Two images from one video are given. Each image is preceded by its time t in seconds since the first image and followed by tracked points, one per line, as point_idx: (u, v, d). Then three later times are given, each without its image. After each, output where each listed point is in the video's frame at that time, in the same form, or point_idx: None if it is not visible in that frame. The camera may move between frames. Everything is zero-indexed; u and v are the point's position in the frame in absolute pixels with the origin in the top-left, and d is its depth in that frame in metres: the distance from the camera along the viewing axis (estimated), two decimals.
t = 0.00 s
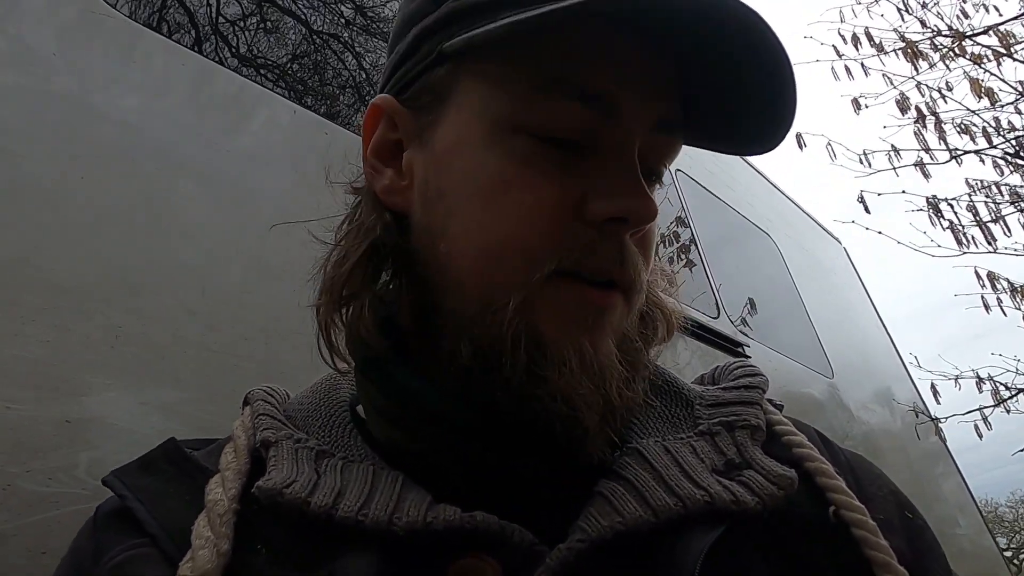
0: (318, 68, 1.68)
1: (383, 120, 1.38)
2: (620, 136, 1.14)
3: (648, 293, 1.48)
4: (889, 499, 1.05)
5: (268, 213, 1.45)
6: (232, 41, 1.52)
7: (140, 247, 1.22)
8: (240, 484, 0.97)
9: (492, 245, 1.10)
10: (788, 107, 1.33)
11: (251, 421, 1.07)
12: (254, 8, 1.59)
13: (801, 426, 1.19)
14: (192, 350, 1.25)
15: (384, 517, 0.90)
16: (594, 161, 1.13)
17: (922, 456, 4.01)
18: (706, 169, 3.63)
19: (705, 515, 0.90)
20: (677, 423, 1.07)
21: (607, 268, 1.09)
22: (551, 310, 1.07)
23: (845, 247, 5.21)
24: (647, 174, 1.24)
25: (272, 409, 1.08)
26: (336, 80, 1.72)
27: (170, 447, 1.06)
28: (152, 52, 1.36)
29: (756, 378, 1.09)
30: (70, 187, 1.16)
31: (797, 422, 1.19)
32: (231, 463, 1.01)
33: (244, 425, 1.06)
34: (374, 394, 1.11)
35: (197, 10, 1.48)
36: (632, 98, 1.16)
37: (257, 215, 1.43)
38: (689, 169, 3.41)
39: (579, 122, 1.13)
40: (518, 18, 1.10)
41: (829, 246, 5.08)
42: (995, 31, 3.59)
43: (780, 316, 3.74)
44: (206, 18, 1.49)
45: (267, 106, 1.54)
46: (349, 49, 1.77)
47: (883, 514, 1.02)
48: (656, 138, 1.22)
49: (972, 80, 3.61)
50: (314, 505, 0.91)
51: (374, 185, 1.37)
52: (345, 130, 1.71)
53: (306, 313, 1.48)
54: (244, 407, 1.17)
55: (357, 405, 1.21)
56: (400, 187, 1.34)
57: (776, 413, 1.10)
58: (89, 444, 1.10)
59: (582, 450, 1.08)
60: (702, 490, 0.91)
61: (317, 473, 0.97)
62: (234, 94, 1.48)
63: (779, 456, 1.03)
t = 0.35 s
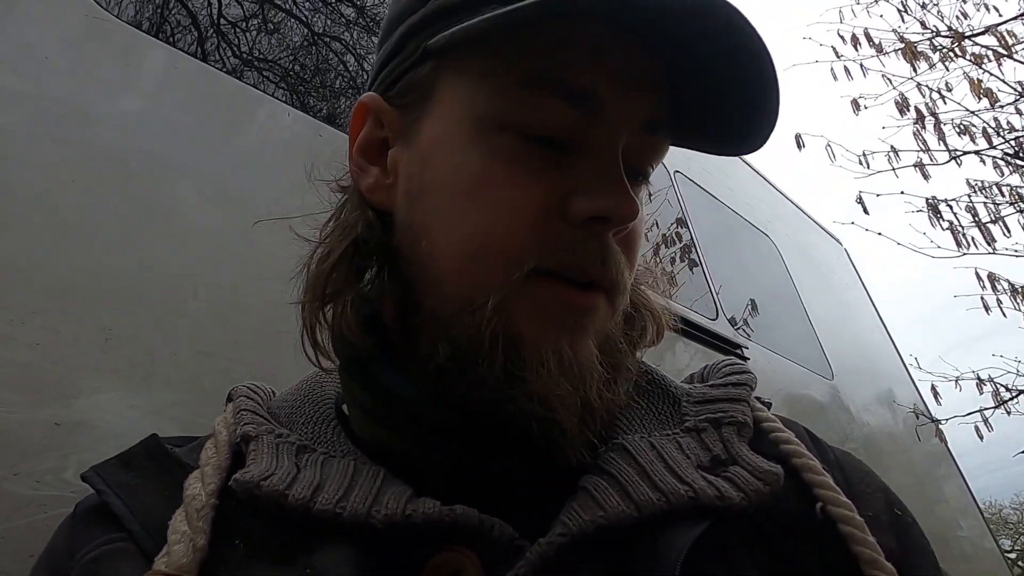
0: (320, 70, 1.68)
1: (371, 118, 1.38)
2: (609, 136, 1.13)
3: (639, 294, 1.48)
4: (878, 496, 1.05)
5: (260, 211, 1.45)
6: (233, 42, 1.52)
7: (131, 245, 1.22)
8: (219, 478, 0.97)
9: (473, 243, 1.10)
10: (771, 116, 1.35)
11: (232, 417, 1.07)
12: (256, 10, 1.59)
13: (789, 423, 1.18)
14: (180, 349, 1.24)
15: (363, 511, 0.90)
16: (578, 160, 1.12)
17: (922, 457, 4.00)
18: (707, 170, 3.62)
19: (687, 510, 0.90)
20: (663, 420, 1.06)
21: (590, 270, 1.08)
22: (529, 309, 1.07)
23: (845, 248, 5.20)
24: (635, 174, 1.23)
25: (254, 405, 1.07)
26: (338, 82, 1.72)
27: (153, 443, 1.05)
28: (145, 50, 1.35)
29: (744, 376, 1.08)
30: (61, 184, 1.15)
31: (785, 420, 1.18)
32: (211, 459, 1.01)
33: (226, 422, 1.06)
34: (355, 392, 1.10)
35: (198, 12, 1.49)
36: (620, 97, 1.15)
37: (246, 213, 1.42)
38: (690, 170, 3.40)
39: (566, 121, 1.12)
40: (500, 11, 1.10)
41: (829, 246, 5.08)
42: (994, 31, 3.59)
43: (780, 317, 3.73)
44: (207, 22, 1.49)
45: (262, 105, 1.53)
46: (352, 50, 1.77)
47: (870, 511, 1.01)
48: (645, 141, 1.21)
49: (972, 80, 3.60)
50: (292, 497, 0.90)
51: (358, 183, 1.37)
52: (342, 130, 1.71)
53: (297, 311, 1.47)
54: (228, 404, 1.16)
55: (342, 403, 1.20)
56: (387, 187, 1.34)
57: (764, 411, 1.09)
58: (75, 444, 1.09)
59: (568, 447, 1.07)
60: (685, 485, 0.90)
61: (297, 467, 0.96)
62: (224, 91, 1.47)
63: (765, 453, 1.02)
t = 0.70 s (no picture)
0: (321, 74, 1.69)
1: (373, 120, 1.38)
2: (600, 126, 1.14)
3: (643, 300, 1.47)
4: (881, 502, 1.04)
5: (260, 215, 1.45)
6: (236, 46, 1.53)
7: (130, 248, 1.22)
8: (222, 482, 0.97)
9: (465, 234, 1.10)
10: (756, 133, 1.39)
11: (234, 421, 1.07)
12: (259, 13, 1.60)
13: (792, 429, 1.18)
14: (183, 353, 1.24)
15: (365, 515, 0.89)
16: (573, 151, 1.12)
17: (925, 460, 4.00)
18: (708, 173, 3.63)
19: (690, 516, 0.89)
20: (666, 425, 1.06)
21: (581, 257, 1.07)
22: (522, 298, 1.06)
23: (848, 251, 5.20)
24: (634, 169, 1.23)
25: (257, 409, 1.07)
26: (339, 87, 1.73)
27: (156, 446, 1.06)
28: (146, 53, 1.36)
29: (747, 380, 1.08)
30: (62, 187, 1.16)
31: (788, 425, 1.18)
32: (214, 463, 1.01)
33: (229, 425, 1.06)
34: (356, 397, 1.10)
35: (200, 16, 1.49)
36: (617, 94, 1.15)
37: (246, 215, 1.42)
38: (691, 173, 3.41)
39: (556, 113, 1.12)
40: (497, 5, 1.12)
41: (831, 250, 5.08)
42: (995, 34, 3.59)
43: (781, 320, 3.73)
44: (210, 27, 1.50)
45: (262, 108, 1.54)
46: (355, 55, 1.77)
47: (873, 517, 1.01)
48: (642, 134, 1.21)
49: (973, 83, 3.60)
50: (295, 502, 0.90)
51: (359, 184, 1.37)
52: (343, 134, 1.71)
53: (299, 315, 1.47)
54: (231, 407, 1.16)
55: (344, 407, 1.20)
56: (385, 182, 1.34)
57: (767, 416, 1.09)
58: (75, 448, 1.09)
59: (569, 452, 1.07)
60: (688, 491, 0.90)
61: (299, 471, 0.96)
62: (224, 93, 1.47)
63: (768, 460, 1.02)
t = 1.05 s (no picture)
0: (324, 79, 1.71)
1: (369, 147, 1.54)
2: (541, 101, 1.24)
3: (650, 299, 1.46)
4: (886, 504, 1.05)
5: (268, 219, 1.47)
6: (239, 51, 1.54)
7: (140, 253, 1.24)
8: (240, 484, 0.97)
9: (425, 210, 1.19)
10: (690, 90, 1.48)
11: (251, 424, 1.08)
12: (261, 18, 1.62)
13: (799, 431, 1.19)
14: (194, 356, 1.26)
15: (381, 516, 0.91)
16: (515, 124, 1.21)
17: (928, 462, 4.00)
18: (709, 176, 3.64)
19: (700, 517, 0.91)
20: (675, 428, 1.08)
21: (531, 215, 1.12)
22: (476, 256, 1.12)
23: (850, 254, 5.21)
24: (591, 142, 1.29)
25: (274, 412, 1.09)
26: (341, 92, 1.74)
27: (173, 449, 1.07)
28: (154, 60, 1.38)
29: (754, 384, 1.10)
30: (73, 193, 1.18)
31: (794, 427, 1.19)
32: (232, 464, 1.01)
33: (246, 428, 1.06)
34: (368, 400, 1.12)
35: (204, 21, 1.51)
36: (569, 78, 1.27)
37: (253, 219, 1.44)
38: (692, 175, 3.43)
39: (502, 95, 1.24)
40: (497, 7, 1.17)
41: (834, 253, 5.08)
42: (995, 37, 3.61)
43: (785, 322, 3.74)
44: (214, 32, 1.52)
45: (269, 112, 1.55)
46: (355, 61, 1.80)
47: (879, 519, 1.02)
48: (590, 107, 1.29)
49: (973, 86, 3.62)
50: (313, 503, 0.92)
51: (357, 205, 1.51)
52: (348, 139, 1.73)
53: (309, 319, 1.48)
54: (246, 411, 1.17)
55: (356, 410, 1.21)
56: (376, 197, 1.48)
57: (773, 418, 1.10)
58: (86, 453, 1.11)
59: (579, 455, 1.08)
60: (698, 492, 0.92)
61: (316, 474, 0.98)
62: (232, 98, 1.49)
63: (775, 462, 1.03)
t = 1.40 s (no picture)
0: (326, 82, 1.72)
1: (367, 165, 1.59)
2: (537, 110, 1.25)
3: (650, 296, 1.48)
4: (888, 502, 1.07)
5: (277, 224, 1.48)
6: (242, 55, 1.56)
7: (151, 257, 1.26)
8: (258, 487, 0.99)
9: (430, 224, 1.20)
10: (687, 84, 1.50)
11: (268, 429, 1.08)
12: (264, 22, 1.63)
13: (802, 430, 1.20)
14: (206, 358, 1.28)
15: (395, 517, 0.93)
16: (513, 133, 1.23)
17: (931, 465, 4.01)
18: (712, 178, 3.65)
19: (705, 515, 0.92)
20: (680, 429, 1.09)
21: (535, 223, 1.14)
22: (486, 270, 1.14)
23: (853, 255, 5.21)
24: (586, 144, 1.31)
25: (289, 415, 1.10)
26: (343, 95, 1.76)
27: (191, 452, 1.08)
28: (163, 67, 1.40)
29: (756, 384, 1.12)
30: (84, 198, 1.20)
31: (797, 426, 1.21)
32: (250, 467, 1.03)
33: (263, 432, 1.07)
34: (378, 402, 1.13)
35: (207, 27, 1.52)
36: (562, 83, 1.29)
37: (263, 224, 1.46)
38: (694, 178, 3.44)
39: (498, 102, 1.26)
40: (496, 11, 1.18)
41: (836, 254, 5.09)
42: (998, 39, 3.61)
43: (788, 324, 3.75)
44: (218, 36, 1.53)
45: (275, 116, 1.57)
46: (357, 64, 1.81)
47: (881, 517, 1.04)
48: (586, 112, 1.32)
49: (976, 88, 3.62)
50: (330, 504, 0.94)
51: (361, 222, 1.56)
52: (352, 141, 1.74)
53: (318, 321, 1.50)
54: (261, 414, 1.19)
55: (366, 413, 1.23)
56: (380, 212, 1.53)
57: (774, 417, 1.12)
58: (100, 452, 1.12)
59: (587, 456, 1.10)
60: (704, 491, 0.93)
61: (330, 475, 1.00)
62: (242, 106, 1.51)
63: (778, 461, 1.05)
